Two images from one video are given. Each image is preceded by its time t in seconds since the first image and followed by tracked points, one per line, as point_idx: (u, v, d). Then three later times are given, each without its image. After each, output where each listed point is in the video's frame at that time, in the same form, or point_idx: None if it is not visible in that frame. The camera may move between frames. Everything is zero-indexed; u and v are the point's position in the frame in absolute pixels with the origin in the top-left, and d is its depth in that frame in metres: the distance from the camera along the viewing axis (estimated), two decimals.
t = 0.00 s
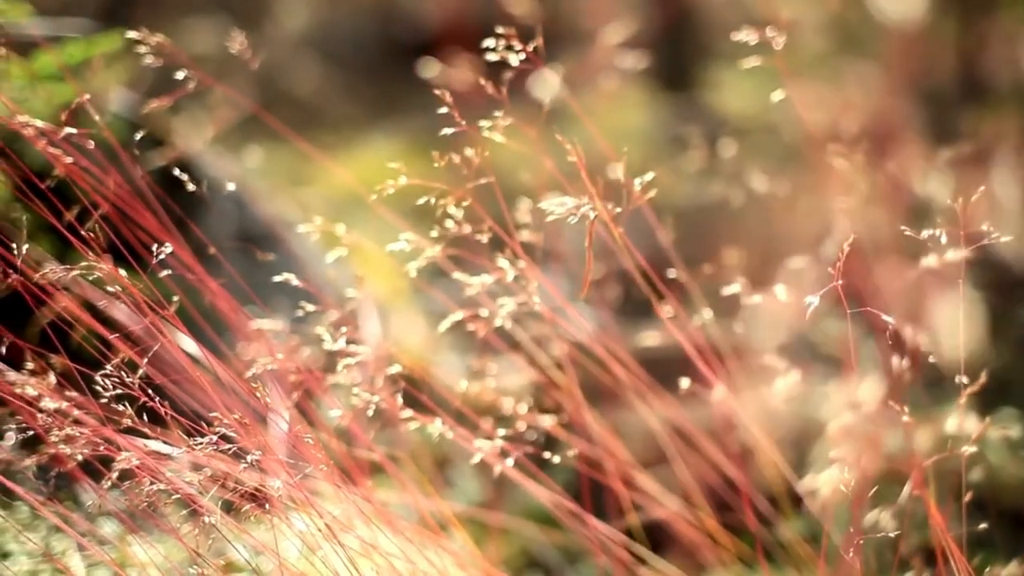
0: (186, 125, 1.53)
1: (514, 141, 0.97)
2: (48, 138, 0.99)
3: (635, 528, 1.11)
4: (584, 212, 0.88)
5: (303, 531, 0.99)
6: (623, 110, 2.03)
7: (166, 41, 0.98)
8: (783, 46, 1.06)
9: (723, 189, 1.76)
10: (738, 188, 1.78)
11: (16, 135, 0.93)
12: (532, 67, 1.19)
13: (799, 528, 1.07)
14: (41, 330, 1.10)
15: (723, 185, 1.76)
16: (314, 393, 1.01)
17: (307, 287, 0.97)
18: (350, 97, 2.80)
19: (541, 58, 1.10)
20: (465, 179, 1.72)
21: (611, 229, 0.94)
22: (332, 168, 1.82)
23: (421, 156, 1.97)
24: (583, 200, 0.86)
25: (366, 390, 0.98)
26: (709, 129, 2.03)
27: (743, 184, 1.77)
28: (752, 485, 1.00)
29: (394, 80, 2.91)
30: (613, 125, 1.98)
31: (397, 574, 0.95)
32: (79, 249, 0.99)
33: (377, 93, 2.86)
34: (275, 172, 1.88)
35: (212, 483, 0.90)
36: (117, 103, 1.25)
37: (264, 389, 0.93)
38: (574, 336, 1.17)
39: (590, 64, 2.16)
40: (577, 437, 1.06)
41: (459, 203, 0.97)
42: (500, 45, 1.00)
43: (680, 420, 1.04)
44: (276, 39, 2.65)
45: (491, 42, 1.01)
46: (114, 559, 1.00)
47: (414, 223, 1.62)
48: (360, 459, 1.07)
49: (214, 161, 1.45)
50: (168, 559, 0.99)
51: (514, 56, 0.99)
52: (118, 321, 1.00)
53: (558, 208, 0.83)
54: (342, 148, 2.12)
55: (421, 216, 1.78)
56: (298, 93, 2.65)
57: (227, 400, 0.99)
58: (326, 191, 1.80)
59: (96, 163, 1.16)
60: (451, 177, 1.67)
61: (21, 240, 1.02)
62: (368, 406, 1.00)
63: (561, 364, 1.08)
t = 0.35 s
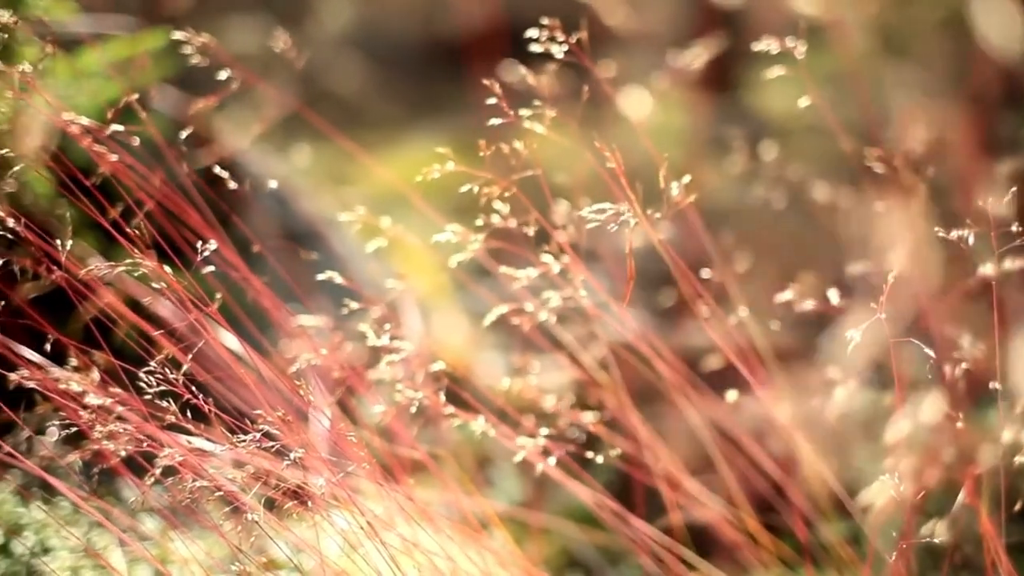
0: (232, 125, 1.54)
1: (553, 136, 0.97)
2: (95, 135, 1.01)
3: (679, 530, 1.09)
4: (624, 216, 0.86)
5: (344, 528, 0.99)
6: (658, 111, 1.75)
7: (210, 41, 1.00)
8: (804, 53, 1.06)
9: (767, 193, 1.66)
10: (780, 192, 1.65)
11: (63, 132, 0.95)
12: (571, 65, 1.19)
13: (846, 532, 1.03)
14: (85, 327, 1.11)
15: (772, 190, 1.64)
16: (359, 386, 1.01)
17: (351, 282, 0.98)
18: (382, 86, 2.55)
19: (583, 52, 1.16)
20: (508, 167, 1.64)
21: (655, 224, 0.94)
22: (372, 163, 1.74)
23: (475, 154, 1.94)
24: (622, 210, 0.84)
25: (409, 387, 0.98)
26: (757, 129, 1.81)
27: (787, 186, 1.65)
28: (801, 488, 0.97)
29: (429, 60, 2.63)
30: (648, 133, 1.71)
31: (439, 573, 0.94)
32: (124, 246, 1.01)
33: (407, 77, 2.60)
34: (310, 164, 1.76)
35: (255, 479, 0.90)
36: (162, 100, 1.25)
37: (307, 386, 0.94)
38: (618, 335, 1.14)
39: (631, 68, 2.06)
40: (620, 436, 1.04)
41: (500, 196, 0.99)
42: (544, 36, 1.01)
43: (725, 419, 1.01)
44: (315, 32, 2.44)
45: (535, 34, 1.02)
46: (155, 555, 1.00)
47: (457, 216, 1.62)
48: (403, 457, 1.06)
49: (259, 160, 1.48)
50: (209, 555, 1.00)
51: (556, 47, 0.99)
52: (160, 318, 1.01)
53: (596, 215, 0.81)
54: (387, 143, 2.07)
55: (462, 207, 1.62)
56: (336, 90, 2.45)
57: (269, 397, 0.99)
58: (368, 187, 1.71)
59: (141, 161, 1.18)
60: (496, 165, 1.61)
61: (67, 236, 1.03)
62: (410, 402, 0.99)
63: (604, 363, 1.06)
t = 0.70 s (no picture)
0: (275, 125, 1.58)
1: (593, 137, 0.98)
2: (138, 132, 1.02)
3: (713, 529, 1.09)
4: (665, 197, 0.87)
5: (381, 526, 0.99)
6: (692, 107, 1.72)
7: (252, 36, 1.01)
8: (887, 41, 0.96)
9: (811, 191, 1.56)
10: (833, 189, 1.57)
11: (107, 127, 0.97)
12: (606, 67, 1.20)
13: (881, 533, 1.03)
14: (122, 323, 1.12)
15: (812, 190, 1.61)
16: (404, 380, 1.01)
17: (387, 280, 0.97)
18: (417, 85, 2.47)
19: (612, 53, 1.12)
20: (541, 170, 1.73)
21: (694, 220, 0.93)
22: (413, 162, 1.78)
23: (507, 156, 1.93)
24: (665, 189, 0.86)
25: (447, 385, 0.98)
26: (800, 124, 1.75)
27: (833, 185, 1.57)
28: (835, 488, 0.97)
29: (462, 52, 2.50)
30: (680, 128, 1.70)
31: (476, 571, 0.94)
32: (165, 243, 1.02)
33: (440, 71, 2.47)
34: (354, 163, 1.80)
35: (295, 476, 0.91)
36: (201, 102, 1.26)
37: (347, 383, 0.94)
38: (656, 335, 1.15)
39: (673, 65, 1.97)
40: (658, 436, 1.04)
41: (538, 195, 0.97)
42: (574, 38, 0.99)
43: (761, 419, 1.02)
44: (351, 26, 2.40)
45: (564, 38, 1.02)
46: (193, 551, 1.00)
47: (498, 215, 1.69)
48: (441, 456, 1.06)
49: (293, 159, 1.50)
50: (247, 552, 1.00)
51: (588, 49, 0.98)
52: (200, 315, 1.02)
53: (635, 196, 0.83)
54: (426, 143, 2.12)
55: (505, 208, 1.70)
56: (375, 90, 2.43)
57: (309, 395, 1.00)
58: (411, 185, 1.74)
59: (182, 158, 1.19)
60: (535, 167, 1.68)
61: (109, 233, 1.04)
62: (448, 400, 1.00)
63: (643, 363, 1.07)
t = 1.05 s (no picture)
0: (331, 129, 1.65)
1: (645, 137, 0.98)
2: (189, 129, 1.03)
3: (757, 531, 1.10)
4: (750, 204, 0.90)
5: (430, 525, 0.99)
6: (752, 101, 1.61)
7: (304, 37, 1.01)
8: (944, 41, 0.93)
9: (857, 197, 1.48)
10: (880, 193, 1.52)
11: (159, 123, 0.98)
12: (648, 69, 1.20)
13: (928, 536, 1.03)
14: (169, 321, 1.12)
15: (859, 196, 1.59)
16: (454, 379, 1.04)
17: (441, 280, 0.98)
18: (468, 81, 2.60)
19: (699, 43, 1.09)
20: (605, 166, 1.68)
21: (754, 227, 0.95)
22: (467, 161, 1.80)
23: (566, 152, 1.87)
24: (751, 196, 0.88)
25: (499, 384, 0.99)
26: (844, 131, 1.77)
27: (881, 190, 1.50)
28: (885, 490, 0.97)
29: (515, 58, 2.66)
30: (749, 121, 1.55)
31: (527, 571, 0.95)
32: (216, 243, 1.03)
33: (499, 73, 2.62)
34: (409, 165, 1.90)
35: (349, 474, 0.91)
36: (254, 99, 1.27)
37: (398, 382, 0.94)
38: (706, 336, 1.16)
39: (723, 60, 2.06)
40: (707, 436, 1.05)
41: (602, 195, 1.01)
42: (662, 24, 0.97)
43: (810, 420, 1.02)
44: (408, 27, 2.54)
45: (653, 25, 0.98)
46: (241, 548, 1.01)
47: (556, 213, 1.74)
48: (491, 455, 1.07)
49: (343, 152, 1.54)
50: (295, 549, 1.00)
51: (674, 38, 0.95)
52: (250, 313, 1.03)
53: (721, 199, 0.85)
54: (479, 143, 2.15)
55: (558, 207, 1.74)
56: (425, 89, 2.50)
57: (360, 393, 1.00)
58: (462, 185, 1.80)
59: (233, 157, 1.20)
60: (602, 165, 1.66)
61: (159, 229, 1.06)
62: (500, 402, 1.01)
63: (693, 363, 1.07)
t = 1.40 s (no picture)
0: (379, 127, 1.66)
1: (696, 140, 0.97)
2: (236, 128, 1.03)
3: (800, 533, 1.10)
4: (785, 211, 0.86)
5: (476, 523, 1.00)
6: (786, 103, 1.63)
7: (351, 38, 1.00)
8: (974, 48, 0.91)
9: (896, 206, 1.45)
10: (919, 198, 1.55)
11: (207, 123, 0.98)
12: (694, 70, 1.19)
13: (976, 540, 1.03)
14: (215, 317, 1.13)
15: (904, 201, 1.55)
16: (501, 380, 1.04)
17: (489, 282, 0.98)
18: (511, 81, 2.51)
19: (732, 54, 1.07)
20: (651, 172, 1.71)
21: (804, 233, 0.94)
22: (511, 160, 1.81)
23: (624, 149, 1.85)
24: (786, 201, 0.86)
25: (546, 387, 0.98)
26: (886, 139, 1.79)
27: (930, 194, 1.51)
28: (933, 496, 0.97)
29: (565, 52, 2.52)
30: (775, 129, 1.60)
31: (575, 572, 0.95)
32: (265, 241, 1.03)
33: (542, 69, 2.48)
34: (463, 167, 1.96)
35: (399, 475, 0.91)
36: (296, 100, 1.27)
37: (446, 383, 0.94)
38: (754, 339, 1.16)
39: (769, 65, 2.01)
40: (755, 440, 1.05)
41: (648, 198, 0.99)
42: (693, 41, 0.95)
43: (858, 426, 1.02)
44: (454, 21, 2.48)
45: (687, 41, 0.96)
46: (287, 545, 1.01)
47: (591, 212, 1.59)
48: (538, 454, 1.07)
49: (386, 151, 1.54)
50: (341, 545, 1.01)
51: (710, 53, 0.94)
52: (299, 311, 1.03)
53: (757, 206, 0.81)
54: (529, 143, 2.21)
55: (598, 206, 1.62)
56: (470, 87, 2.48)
57: (408, 392, 1.00)
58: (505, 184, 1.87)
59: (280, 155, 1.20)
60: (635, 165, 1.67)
61: (207, 227, 1.06)
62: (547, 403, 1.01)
63: (741, 367, 1.07)
